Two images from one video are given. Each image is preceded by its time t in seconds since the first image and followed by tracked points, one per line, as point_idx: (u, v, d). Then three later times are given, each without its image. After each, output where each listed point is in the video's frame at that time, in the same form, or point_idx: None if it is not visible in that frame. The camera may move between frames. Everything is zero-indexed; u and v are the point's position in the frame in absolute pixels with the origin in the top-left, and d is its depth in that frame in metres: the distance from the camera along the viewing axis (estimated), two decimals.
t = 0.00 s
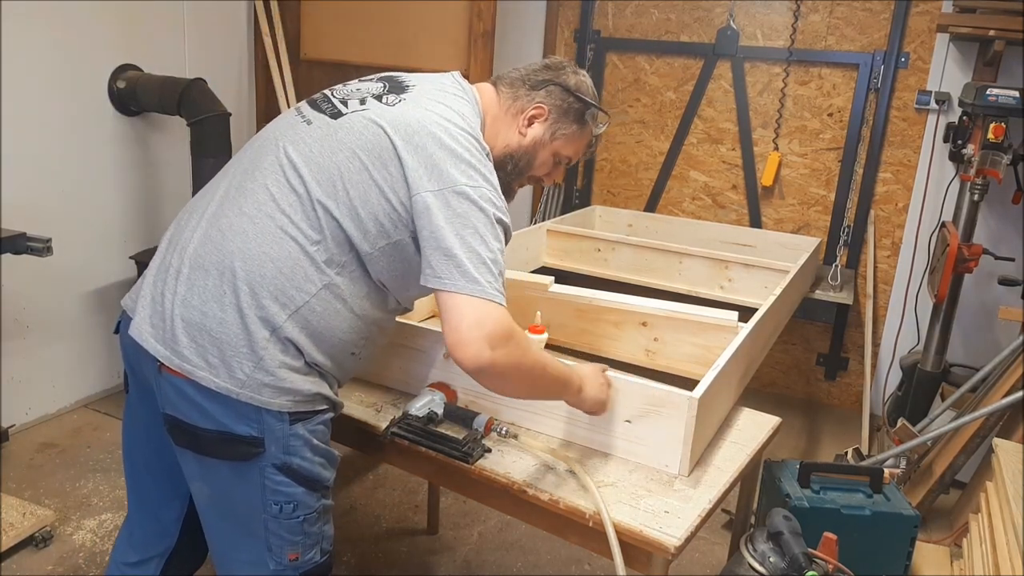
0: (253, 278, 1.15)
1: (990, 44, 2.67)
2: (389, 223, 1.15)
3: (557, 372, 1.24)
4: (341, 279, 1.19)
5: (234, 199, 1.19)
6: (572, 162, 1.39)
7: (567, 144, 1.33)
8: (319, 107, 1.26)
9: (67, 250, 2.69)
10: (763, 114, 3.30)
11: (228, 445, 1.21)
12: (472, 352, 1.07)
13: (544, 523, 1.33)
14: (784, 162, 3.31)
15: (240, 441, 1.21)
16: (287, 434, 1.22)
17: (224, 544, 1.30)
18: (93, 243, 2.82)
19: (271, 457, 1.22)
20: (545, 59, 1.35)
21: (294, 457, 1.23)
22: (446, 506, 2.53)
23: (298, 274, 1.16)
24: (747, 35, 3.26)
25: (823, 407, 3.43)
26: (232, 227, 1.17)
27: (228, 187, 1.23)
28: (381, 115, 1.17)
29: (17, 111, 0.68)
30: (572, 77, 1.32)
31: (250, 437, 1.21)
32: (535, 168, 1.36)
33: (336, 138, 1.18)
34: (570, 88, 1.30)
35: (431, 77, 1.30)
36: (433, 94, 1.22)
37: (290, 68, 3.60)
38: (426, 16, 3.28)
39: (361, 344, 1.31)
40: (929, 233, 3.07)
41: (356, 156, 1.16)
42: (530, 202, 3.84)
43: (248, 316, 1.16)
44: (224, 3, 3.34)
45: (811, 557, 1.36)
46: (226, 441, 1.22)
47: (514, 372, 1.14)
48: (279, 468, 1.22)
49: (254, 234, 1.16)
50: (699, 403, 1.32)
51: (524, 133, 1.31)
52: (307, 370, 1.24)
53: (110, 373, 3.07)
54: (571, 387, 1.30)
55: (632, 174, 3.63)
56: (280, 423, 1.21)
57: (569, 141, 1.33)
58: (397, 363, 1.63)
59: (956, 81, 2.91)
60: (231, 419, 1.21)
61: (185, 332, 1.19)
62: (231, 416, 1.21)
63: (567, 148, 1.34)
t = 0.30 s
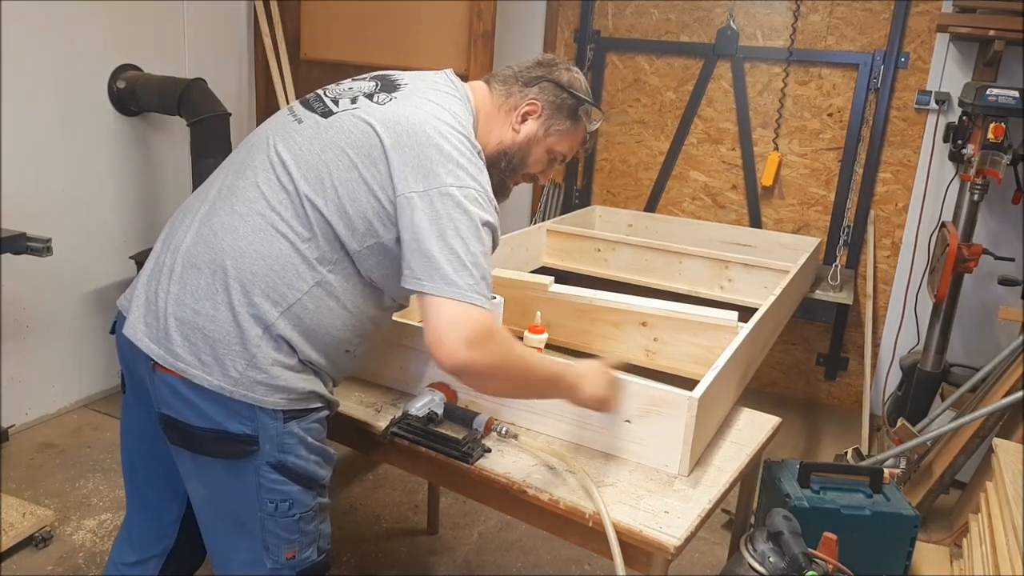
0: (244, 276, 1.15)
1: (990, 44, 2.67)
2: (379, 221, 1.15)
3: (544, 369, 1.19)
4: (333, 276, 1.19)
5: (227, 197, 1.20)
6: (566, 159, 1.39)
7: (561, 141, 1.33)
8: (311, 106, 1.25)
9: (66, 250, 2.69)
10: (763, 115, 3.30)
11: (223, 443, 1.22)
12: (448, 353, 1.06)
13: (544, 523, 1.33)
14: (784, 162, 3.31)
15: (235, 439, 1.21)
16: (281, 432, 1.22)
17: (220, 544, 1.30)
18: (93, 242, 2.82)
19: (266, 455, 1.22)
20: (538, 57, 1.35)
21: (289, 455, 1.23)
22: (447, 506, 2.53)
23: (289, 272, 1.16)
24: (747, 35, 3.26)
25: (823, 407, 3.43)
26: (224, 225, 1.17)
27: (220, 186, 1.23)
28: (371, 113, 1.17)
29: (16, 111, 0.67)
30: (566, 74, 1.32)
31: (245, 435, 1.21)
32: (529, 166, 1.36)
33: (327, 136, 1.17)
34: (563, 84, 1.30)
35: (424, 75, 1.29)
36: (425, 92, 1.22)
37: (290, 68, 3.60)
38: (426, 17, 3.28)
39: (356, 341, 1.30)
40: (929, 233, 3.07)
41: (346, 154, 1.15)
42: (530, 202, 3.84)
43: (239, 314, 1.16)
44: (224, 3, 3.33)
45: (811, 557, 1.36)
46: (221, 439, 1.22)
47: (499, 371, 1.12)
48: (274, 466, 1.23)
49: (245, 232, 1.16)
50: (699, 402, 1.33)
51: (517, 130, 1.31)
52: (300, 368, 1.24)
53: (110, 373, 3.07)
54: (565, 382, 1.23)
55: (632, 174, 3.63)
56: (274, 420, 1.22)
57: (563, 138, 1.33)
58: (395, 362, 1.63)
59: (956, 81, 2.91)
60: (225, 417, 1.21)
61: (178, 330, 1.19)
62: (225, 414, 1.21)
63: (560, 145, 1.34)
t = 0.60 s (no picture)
0: (240, 275, 1.15)
1: (990, 44, 2.67)
2: (375, 220, 1.15)
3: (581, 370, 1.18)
4: (329, 276, 1.19)
5: (223, 197, 1.20)
6: (561, 162, 1.39)
7: (556, 144, 1.33)
8: (307, 107, 1.26)
9: (66, 250, 2.69)
10: (763, 115, 3.30)
11: (220, 443, 1.22)
12: (479, 345, 1.06)
13: (544, 523, 1.33)
14: (784, 162, 3.31)
15: (232, 438, 1.21)
16: (278, 431, 1.22)
17: (218, 543, 1.30)
18: (93, 242, 2.82)
19: (263, 454, 1.22)
20: (534, 59, 1.35)
21: (286, 453, 1.23)
22: (447, 506, 2.53)
23: (286, 271, 1.16)
24: (747, 35, 3.26)
25: (823, 407, 3.43)
26: (221, 225, 1.17)
27: (217, 186, 1.23)
28: (368, 114, 1.17)
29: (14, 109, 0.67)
30: (561, 77, 1.31)
31: (242, 434, 1.21)
32: (524, 168, 1.36)
33: (323, 136, 1.18)
34: (558, 87, 1.30)
35: (419, 76, 1.30)
36: (421, 92, 1.22)
37: (290, 68, 3.60)
38: (426, 17, 3.28)
39: (353, 340, 1.31)
40: (929, 232, 3.08)
41: (343, 154, 1.16)
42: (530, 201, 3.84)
43: (236, 313, 1.16)
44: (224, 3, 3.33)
45: (811, 557, 1.36)
46: (217, 439, 1.22)
47: (534, 367, 1.12)
48: (272, 465, 1.22)
49: (241, 232, 1.16)
50: (699, 403, 1.32)
51: (512, 131, 1.31)
52: (297, 367, 1.24)
53: (110, 372, 3.07)
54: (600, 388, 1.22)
55: (632, 174, 3.63)
56: (271, 419, 1.21)
57: (557, 141, 1.33)
58: (393, 362, 1.63)
59: (956, 81, 2.91)
60: (223, 416, 1.21)
61: (174, 329, 1.19)
62: (222, 413, 1.21)
63: (555, 148, 1.33)
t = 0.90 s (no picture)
0: (238, 271, 1.16)
1: (990, 44, 2.67)
2: (372, 216, 1.16)
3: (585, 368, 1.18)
4: (326, 271, 1.19)
5: (219, 195, 1.20)
6: (555, 154, 1.39)
7: (549, 135, 1.33)
8: (302, 105, 1.26)
9: (66, 251, 2.69)
10: (763, 115, 3.30)
11: (217, 438, 1.21)
12: (486, 334, 1.06)
13: (544, 524, 1.34)
14: (784, 162, 3.31)
15: (229, 434, 1.21)
16: (276, 426, 1.22)
17: (217, 540, 1.29)
18: (93, 243, 2.81)
19: (261, 449, 1.22)
20: (524, 54, 1.36)
21: (283, 448, 1.23)
22: (446, 506, 2.53)
23: (283, 267, 1.16)
24: (747, 35, 3.26)
25: (823, 407, 3.43)
26: (218, 222, 1.18)
27: (213, 185, 1.23)
28: (362, 111, 1.18)
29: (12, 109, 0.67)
30: (552, 70, 1.33)
31: (240, 430, 1.21)
32: (518, 161, 1.36)
33: (319, 134, 1.18)
34: (550, 80, 1.31)
35: (412, 72, 1.30)
36: (415, 89, 1.22)
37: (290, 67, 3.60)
38: (426, 17, 3.28)
39: (350, 335, 1.31)
40: (929, 233, 3.07)
41: (339, 151, 1.16)
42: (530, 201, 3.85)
43: (233, 309, 1.16)
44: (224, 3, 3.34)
45: (811, 557, 1.36)
46: (214, 435, 1.21)
47: (536, 357, 1.11)
48: (269, 460, 1.22)
49: (238, 228, 1.17)
50: (699, 402, 1.32)
51: (506, 125, 1.31)
52: (294, 362, 1.24)
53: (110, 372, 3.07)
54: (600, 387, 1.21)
55: (632, 174, 3.63)
56: (268, 415, 1.21)
57: (551, 132, 1.33)
58: (392, 361, 1.63)
59: (956, 80, 2.91)
60: (220, 412, 1.21)
61: (172, 326, 1.19)
62: (220, 409, 1.21)
63: (549, 139, 1.34)
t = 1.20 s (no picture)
0: (132, 274, 1.18)
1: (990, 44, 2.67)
2: (261, 213, 1.17)
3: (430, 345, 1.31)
4: (224, 267, 1.21)
5: (114, 197, 1.22)
6: (457, 134, 1.47)
7: (454, 116, 1.41)
8: (192, 97, 1.25)
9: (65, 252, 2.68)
10: (763, 115, 3.30)
11: (130, 435, 1.25)
12: (351, 338, 1.13)
13: (545, 523, 1.34)
14: (784, 162, 3.31)
15: (140, 431, 1.24)
16: (186, 421, 1.26)
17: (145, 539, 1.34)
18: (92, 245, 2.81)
19: (173, 445, 1.26)
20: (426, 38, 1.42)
21: (197, 444, 1.27)
22: (447, 506, 2.53)
23: (178, 267, 1.19)
24: (747, 35, 3.26)
25: (823, 407, 3.43)
26: (111, 225, 1.20)
27: (109, 186, 1.25)
28: (247, 105, 1.17)
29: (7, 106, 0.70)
30: (453, 55, 1.40)
31: (149, 426, 1.25)
32: (423, 142, 1.41)
33: (205, 131, 1.18)
34: (452, 63, 1.39)
35: (306, 54, 1.28)
36: (304, 75, 1.21)
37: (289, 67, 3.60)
38: (426, 17, 3.28)
39: (261, 323, 1.32)
40: (929, 232, 3.08)
41: (224, 149, 1.17)
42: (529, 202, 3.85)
43: (131, 310, 1.19)
44: (224, 3, 3.34)
45: (811, 557, 1.37)
46: (128, 432, 1.25)
47: (394, 352, 1.21)
48: (183, 456, 1.26)
49: (130, 231, 1.19)
50: (699, 402, 1.32)
51: (414, 105, 1.36)
52: (201, 355, 1.27)
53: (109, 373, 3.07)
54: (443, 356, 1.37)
55: (632, 174, 3.63)
56: (177, 409, 1.25)
57: (455, 114, 1.41)
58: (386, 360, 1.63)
59: (956, 80, 2.91)
60: (129, 409, 1.24)
61: (76, 328, 1.22)
62: (127, 405, 1.24)
63: (453, 120, 1.41)
